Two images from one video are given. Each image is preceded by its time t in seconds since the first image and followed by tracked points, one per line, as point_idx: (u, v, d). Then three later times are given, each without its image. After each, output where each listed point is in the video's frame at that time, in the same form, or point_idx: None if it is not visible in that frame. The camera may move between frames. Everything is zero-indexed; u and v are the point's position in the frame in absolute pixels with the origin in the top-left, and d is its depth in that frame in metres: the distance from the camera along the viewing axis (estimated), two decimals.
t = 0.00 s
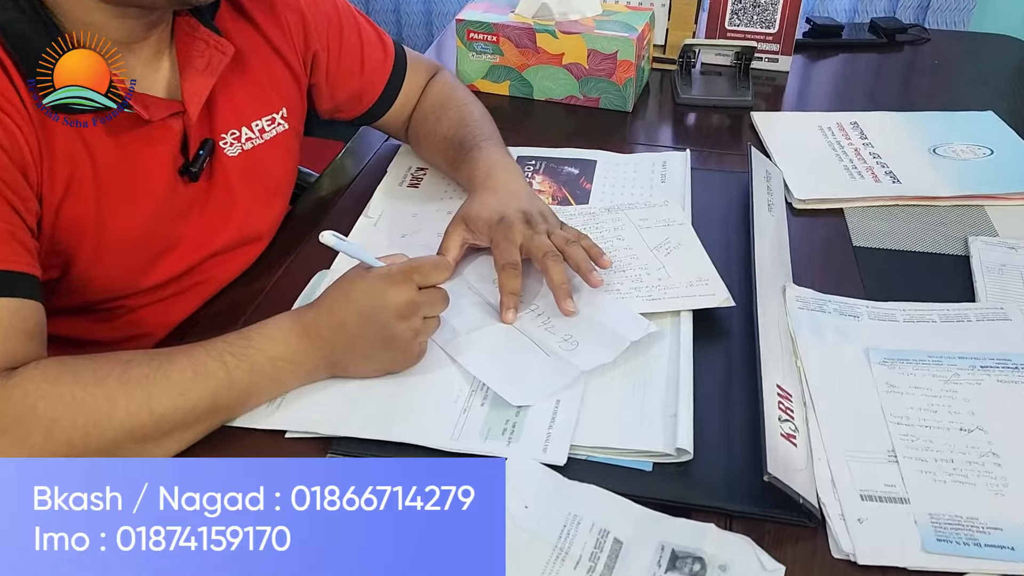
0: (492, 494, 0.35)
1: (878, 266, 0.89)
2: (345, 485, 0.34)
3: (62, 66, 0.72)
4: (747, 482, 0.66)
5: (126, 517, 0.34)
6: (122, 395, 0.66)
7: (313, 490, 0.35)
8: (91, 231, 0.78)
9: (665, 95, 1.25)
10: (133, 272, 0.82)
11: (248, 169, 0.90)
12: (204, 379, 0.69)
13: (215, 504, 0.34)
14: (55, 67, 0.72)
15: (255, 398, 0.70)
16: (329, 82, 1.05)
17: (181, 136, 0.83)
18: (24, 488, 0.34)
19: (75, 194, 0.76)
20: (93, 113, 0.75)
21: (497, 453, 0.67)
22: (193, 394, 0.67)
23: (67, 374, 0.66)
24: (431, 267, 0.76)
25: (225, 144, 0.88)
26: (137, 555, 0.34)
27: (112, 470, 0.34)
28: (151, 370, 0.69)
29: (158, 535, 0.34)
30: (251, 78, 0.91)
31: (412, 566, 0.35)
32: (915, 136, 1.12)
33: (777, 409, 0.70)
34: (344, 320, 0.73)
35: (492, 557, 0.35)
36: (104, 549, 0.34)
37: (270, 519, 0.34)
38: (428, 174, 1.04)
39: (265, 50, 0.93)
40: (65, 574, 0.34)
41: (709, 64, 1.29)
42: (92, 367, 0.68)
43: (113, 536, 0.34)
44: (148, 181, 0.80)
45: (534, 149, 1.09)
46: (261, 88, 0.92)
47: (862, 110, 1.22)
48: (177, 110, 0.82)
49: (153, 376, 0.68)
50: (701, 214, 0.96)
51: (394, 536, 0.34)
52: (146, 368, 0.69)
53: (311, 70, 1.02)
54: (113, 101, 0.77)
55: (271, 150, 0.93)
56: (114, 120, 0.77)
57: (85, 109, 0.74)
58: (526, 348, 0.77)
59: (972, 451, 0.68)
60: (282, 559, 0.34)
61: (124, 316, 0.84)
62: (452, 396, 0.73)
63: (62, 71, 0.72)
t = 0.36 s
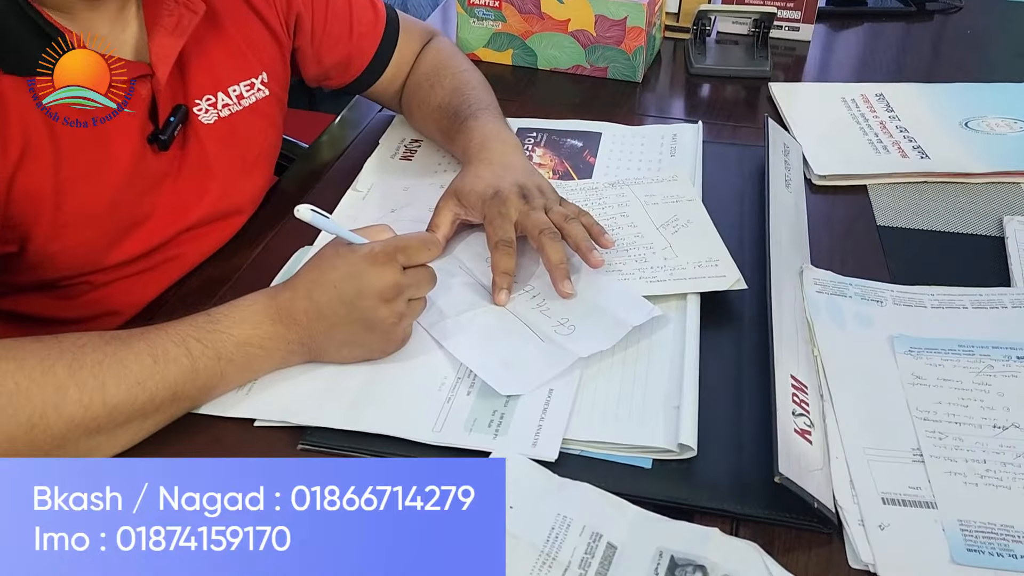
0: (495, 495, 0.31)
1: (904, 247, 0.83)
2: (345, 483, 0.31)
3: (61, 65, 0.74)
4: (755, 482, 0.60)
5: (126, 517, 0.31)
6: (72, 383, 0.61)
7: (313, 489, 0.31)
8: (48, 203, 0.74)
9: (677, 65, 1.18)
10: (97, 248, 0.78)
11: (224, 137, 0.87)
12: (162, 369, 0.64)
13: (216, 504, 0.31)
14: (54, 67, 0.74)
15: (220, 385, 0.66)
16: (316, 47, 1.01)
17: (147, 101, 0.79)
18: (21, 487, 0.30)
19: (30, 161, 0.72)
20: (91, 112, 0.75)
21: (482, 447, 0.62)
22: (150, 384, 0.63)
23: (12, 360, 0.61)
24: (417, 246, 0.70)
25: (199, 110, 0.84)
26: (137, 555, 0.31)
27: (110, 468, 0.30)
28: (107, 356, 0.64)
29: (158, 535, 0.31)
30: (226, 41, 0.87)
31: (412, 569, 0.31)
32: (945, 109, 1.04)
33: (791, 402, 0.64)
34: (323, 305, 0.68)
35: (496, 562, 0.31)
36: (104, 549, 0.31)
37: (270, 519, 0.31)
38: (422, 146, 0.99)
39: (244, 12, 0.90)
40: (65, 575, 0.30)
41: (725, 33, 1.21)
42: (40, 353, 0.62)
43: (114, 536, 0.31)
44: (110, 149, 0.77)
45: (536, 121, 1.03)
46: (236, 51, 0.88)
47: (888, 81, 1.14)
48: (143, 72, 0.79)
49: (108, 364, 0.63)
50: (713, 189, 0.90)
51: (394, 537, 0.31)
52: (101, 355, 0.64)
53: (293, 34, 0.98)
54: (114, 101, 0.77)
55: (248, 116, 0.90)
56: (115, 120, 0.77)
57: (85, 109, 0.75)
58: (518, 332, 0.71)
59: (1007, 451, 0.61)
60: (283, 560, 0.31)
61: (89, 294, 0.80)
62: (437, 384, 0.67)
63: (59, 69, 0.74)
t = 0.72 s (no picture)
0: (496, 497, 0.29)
1: (931, 238, 0.77)
2: (345, 484, 0.29)
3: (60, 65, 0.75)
4: (759, 499, 0.55)
5: (126, 517, 0.29)
6: (30, 389, 0.59)
7: (313, 489, 0.29)
8: (18, 194, 0.74)
9: (692, 43, 1.13)
10: (71, 239, 0.78)
11: (205, 121, 0.87)
12: (126, 375, 0.61)
13: (216, 504, 0.29)
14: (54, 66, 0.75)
15: (197, 389, 0.63)
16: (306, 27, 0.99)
17: (120, 85, 0.79)
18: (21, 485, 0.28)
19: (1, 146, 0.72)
20: (91, 113, 0.77)
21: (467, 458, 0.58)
22: (112, 390, 0.60)
23: None
24: (399, 239, 0.65)
25: (179, 94, 0.84)
26: (137, 556, 0.29)
27: (108, 466, 0.28)
28: (67, 361, 0.61)
29: (158, 535, 0.29)
30: (206, 20, 0.87)
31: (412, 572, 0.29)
32: (978, 90, 0.98)
33: (800, 411, 0.59)
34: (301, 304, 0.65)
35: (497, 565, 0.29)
36: (104, 549, 0.29)
37: (270, 519, 0.29)
38: (421, 131, 0.96)
39: None
40: None
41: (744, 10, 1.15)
42: None
43: (114, 536, 0.29)
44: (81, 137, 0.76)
45: (540, 103, 0.98)
46: (217, 30, 0.88)
47: (917, 60, 1.08)
48: (117, 53, 0.79)
49: (69, 368, 0.60)
50: (725, 176, 0.85)
51: (394, 538, 0.29)
52: (62, 358, 0.61)
53: (280, 14, 0.97)
54: (114, 102, 0.79)
55: (230, 98, 0.89)
56: (115, 120, 0.79)
57: (85, 109, 0.76)
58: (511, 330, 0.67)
59: None
60: (283, 560, 0.29)
61: (64, 287, 0.80)
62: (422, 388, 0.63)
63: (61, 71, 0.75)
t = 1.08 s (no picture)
0: (495, 495, 0.30)
1: (947, 226, 0.76)
2: (345, 484, 0.29)
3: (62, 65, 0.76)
4: (767, 483, 0.55)
5: (126, 517, 0.29)
6: (28, 387, 0.58)
7: (313, 489, 0.30)
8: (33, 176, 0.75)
9: (711, 29, 1.12)
10: (86, 221, 0.80)
11: (218, 106, 0.88)
12: (122, 378, 0.60)
13: (216, 504, 0.30)
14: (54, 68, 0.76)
15: (199, 391, 0.62)
16: (320, 13, 1.00)
17: (133, 71, 0.81)
18: (23, 484, 0.29)
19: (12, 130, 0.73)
20: (91, 112, 0.78)
21: (476, 439, 0.59)
22: (106, 393, 0.59)
23: None
24: (400, 231, 0.65)
25: (193, 79, 0.86)
26: (137, 556, 0.29)
27: (110, 467, 0.29)
28: (64, 361, 0.60)
29: (158, 535, 0.29)
30: (219, 7, 0.88)
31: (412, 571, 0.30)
32: (1000, 77, 0.96)
33: (810, 397, 0.59)
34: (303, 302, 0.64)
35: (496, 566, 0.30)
36: (104, 549, 0.29)
37: (270, 519, 0.29)
38: (436, 116, 0.96)
39: None
40: None
41: None
42: None
43: (114, 536, 0.29)
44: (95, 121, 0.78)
45: (556, 89, 0.98)
46: (230, 16, 0.89)
47: (940, 46, 1.06)
48: (127, 40, 0.80)
49: (65, 369, 0.60)
50: (740, 163, 0.84)
51: (394, 537, 0.30)
52: (58, 357, 0.60)
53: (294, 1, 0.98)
54: (114, 101, 0.79)
55: (244, 83, 0.91)
56: (115, 120, 0.79)
57: (85, 109, 0.77)
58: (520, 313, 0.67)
59: None
60: (283, 559, 0.29)
61: (78, 268, 0.83)
62: (432, 373, 0.64)
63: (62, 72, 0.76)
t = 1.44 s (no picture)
0: (494, 494, 0.31)
1: (943, 226, 0.79)
2: (345, 484, 0.31)
3: (62, 66, 0.79)
4: (762, 465, 0.59)
5: (126, 516, 0.30)
6: (67, 365, 0.63)
7: (313, 489, 0.31)
8: (58, 167, 0.80)
9: (720, 31, 1.15)
10: (110, 211, 0.85)
11: (236, 103, 0.92)
12: (155, 359, 0.65)
13: (216, 504, 0.31)
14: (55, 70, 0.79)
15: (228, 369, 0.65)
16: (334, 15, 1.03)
17: (153, 70, 0.85)
18: (25, 486, 0.30)
19: (36, 127, 0.78)
20: (91, 113, 0.81)
21: (489, 422, 0.62)
22: (140, 371, 0.64)
23: (9, 337, 0.63)
24: (424, 230, 0.69)
25: (211, 78, 0.90)
26: (137, 556, 0.31)
27: (111, 468, 0.30)
28: (101, 341, 0.65)
29: (158, 535, 0.31)
30: (236, 7, 0.91)
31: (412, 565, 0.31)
32: (1000, 81, 0.99)
33: (805, 386, 0.62)
34: (322, 291, 0.67)
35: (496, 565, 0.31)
36: (104, 549, 0.30)
37: (270, 519, 0.31)
38: (452, 114, 1.00)
39: None
40: None
41: None
42: (37, 331, 0.64)
43: (113, 537, 0.30)
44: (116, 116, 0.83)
45: (567, 89, 1.02)
46: (246, 16, 0.93)
47: (943, 49, 1.09)
48: (147, 41, 0.84)
49: (104, 348, 0.65)
50: (744, 162, 0.87)
51: (394, 537, 0.31)
52: (97, 337, 0.65)
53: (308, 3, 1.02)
54: (114, 101, 0.83)
55: (261, 81, 0.95)
56: (115, 119, 0.82)
57: (85, 109, 0.81)
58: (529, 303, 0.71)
59: None
60: (282, 559, 0.31)
61: (105, 256, 0.88)
62: (447, 361, 0.68)
63: (62, 75, 0.79)
